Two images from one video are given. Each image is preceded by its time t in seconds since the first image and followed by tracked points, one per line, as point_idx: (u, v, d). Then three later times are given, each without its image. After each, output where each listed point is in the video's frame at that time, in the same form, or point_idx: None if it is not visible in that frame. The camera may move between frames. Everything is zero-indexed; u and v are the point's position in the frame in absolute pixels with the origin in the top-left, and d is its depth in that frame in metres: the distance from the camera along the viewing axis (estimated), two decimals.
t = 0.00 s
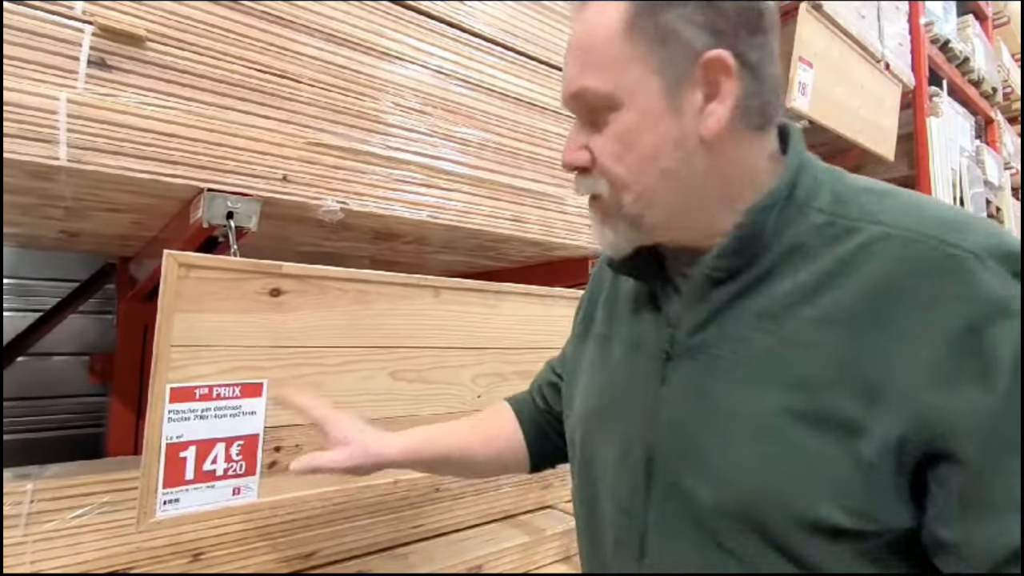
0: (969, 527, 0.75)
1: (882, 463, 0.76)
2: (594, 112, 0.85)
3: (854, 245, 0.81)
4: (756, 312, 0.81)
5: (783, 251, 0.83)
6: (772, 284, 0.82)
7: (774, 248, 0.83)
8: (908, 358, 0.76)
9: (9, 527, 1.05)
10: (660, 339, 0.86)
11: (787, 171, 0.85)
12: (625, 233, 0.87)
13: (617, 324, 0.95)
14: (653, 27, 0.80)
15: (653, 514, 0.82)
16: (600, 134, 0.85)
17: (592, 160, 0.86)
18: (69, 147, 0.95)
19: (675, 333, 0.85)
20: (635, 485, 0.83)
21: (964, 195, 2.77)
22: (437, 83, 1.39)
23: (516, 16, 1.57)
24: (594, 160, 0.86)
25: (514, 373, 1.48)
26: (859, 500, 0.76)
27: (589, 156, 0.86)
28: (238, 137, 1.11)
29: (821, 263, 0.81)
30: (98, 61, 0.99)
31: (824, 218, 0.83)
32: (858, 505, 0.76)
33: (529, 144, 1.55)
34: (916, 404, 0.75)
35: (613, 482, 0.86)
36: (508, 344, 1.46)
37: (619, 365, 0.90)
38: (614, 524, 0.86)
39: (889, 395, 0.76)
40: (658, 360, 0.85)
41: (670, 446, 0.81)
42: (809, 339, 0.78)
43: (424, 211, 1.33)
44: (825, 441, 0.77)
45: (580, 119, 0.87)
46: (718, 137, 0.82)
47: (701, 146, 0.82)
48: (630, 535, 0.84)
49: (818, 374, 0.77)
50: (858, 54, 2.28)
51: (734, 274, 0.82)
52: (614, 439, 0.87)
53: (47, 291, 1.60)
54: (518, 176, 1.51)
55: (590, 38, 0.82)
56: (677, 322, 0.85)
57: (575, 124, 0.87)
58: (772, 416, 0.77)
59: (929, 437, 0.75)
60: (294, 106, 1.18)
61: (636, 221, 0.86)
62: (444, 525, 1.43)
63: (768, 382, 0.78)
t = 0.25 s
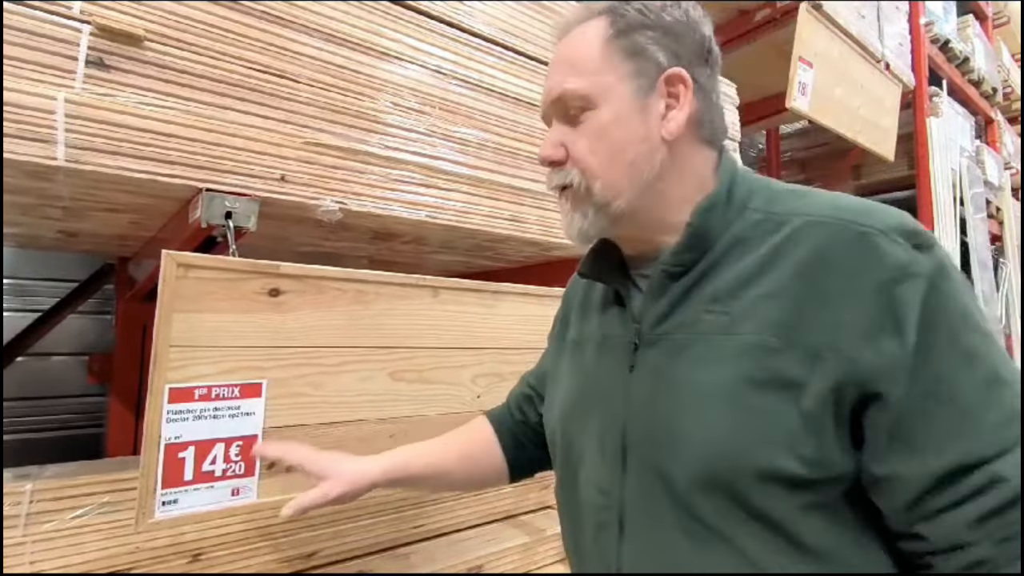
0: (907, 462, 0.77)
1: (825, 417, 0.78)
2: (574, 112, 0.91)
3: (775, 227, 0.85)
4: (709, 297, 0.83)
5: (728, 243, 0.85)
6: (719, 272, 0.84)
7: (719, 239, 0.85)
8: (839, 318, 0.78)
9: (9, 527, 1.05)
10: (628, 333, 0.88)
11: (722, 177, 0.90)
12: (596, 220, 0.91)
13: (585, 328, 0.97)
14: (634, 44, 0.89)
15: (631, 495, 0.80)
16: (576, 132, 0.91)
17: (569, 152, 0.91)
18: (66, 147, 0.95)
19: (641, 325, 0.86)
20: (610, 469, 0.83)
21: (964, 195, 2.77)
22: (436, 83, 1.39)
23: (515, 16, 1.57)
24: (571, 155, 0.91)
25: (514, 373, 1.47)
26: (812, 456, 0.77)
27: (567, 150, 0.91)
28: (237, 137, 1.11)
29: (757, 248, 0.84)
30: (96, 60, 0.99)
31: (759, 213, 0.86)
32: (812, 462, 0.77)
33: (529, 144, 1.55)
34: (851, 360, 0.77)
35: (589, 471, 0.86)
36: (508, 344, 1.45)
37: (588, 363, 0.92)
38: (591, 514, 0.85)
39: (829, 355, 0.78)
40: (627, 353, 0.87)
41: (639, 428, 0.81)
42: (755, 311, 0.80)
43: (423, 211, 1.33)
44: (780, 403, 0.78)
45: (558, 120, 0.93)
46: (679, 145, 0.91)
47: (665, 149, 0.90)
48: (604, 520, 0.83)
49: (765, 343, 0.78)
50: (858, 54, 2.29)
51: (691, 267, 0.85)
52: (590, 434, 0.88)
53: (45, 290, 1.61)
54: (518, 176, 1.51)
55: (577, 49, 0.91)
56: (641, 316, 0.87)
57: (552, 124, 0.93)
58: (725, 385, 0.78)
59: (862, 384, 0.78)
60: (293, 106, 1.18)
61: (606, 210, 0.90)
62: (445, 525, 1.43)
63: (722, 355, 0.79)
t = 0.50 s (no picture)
0: (879, 429, 0.80)
1: (809, 399, 0.80)
2: (609, 83, 0.96)
3: (739, 226, 0.88)
4: (693, 293, 0.84)
5: (702, 242, 0.88)
6: (699, 270, 0.86)
7: (694, 237, 0.87)
8: (813, 301, 0.81)
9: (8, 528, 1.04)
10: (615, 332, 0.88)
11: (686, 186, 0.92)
12: (641, 176, 0.91)
13: (565, 335, 0.97)
14: (651, 49, 1.03)
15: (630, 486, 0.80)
16: (615, 99, 0.95)
17: (612, 115, 0.93)
18: (64, 146, 0.94)
19: (627, 324, 0.86)
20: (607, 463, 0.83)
21: (964, 195, 2.76)
22: (436, 83, 1.39)
23: (515, 16, 1.57)
24: (614, 115, 0.93)
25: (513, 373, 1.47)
26: (800, 437, 0.79)
27: (608, 112, 0.93)
28: (236, 137, 1.11)
29: (728, 245, 0.87)
30: (95, 60, 0.99)
31: (727, 215, 0.90)
32: (799, 442, 0.79)
33: (529, 144, 1.55)
34: (828, 337, 0.80)
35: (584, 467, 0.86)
36: (507, 344, 1.45)
37: (574, 364, 0.92)
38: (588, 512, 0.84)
39: (808, 336, 0.80)
40: (614, 350, 0.86)
41: (634, 419, 0.81)
42: (736, 300, 0.82)
43: (423, 211, 1.33)
44: (767, 386, 0.79)
45: (591, 89, 0.96)
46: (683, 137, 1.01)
47: (678, 136, 0.99)
48: (605, 514, 0.82)
49: (748, 330, 0.80)
50: (858, 54, 2.28)
51: (672, 265, 0.86)
52: (584, 433, 0.87)
53: (42, 291, 1.58)
54: (518, 176, 1.51)
55: (608, 35, 0.99)
56: (627, 315, 0.87)
57: (586, 91, 0.96)
58: (716, 373, 0.79)
59: (837, 362, 0.80)
60: (293, 106, 1.18)
61: (651, 168, 0.92)
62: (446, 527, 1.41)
63: (708, 343, 0.80)
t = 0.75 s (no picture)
0: (891, 415, 0.81)
1: (833, 385, 0.79)
2: (635, 91, 0.96)
3: (751, 227, 0.90)
4: (712, 287, 0.84)
5: (719, 242, 0.88)
6: (717, 266, 0.86)
7: (711, 234, 0.88)
8: (831, 292, 0.81)
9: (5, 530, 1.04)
10: (631, 327, 0.87)
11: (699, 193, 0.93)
12: (676, 185, 0.90)
13: (572, 332, 0.95)
14: (667, 59, 1.05)
15: (654, 474, 0.78)
16: (642, 108, 0.95)
17: (645, 125, 0.93)
18: (60, 146, 0.94)
19: (646, 317, 0.85)
20: (629, 453, 0.80)
21: (964, 194, 2.76)
22: (436, 83, 1.38)
23: (516, 16, 1.56)
24: (645, 123, 0.93)
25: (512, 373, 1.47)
26: (824, 425, 0.78)
27: (640, 122, 0.93)
28: (236, 137, 1.10)
29: (743, 243, 0.88)
30: (91, 59, 0.99)
31: (738, 219, 0.91)
32: (823, 429, 0.78)
33: (529, 144, 1.55)
34: (850, 328, 0.79)
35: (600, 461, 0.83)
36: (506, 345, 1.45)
37: (584, 360, 0.90)
38: (606, 507, 0.81)
39: (831, 325, 0.79)
40: (633, 343, 0.86)
41: (657, 409, 0.80)
42: (757, 292, 0.82)
43: (423, 210, 1.32)
44: (792, 372, 0.78)
45: (618, 96, 0.95)
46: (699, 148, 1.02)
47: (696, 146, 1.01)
48: (625, 506, 0.79)
49: (772, 320, 0.80)
50: (858, 54, 2.28)
51: (692, 262, 0.87)
52: (599, 427, 0.85)
53: (41, 291, 1.61)
54: (518, 176, 1.51)
55: (629, 44, 1.00)
56: (644, 309, 0.86)
57: (614, 98, 0.95)
58: (741, 363, 0.78)
59: (858, 352, 0.80)
60: (292, 106, 1.18)
61: (682, 177, 0.92)
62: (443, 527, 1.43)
63: (730, 332, 0.80)
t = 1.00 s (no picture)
0: (938, 425, 0.83)
1: (885, 392, 0.83)
2: (693, 78, 0.97)
3: (799, 233, 0.92)
4: (764, 288, 0.86)
5: (769, 244, 0.91)
6: (768, 268, 0.89)
7: (761, 238, 0.91)
8: (886, 302, 0.84)
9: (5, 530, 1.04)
10: (677, 323, 0.88)
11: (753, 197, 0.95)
12: (728, 175, 0.92)
13: (604, 321, 0.95)
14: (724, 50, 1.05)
15: (703, 473, 0.80)
16: (699, 96, 0.96)
17: (703, 113, 0.94)
18: (57, 146, 0.94)
19: (693, 313, 0.87)
20: (675, 450, 0.82)
21: (964, 194, 2.76)
22: (434, 83, 1.38)
23: (515, 16, 1.56)
24: (703, 110, 0.94)
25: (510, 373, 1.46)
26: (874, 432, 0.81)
27: (698, 109, 0.94)
28: (234, 137, 1.10)
29: (790, 249, 0.91)
30: (88, 59, 0.98)
31: (784, 224, 0.94)
32: (875, 436, 0.81)
33: (529, 144, 1.55)
34: (908, 339, 0.83)
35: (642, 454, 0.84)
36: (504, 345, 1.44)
37: (623, 351, 0.90)
38: (649, 501, 0.82)
39: (885, 335, 0.83)
40: (678, 339, 0.87)
41: (709, 407, 0.82)
42: (811, 298, 0.85)
43: (421, 210, 1.32)
44: (846, 377, 0.81)
45: (675, 80, 0.96)
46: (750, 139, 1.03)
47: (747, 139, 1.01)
48: (670, 505, 0.81)
49: (830, 327, 0.83)
50: (859, 54, 2.28)
51: (741, 262, 0.89)
52: (644, 422, 0.86)
53: (40, 291, 1.60)
54: (517, 176, 1.51)
55: (689, 29, 1.00)
56: (689, 304, 0.88)
57: (671, 82, 0.95)
58: (798, 367, 0.81)
59: (911, 363, 0.84)
60: (290, 106, 1.18)
61: (734, 168, 0.94)
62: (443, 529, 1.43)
63: (786, 336, 0.83)
